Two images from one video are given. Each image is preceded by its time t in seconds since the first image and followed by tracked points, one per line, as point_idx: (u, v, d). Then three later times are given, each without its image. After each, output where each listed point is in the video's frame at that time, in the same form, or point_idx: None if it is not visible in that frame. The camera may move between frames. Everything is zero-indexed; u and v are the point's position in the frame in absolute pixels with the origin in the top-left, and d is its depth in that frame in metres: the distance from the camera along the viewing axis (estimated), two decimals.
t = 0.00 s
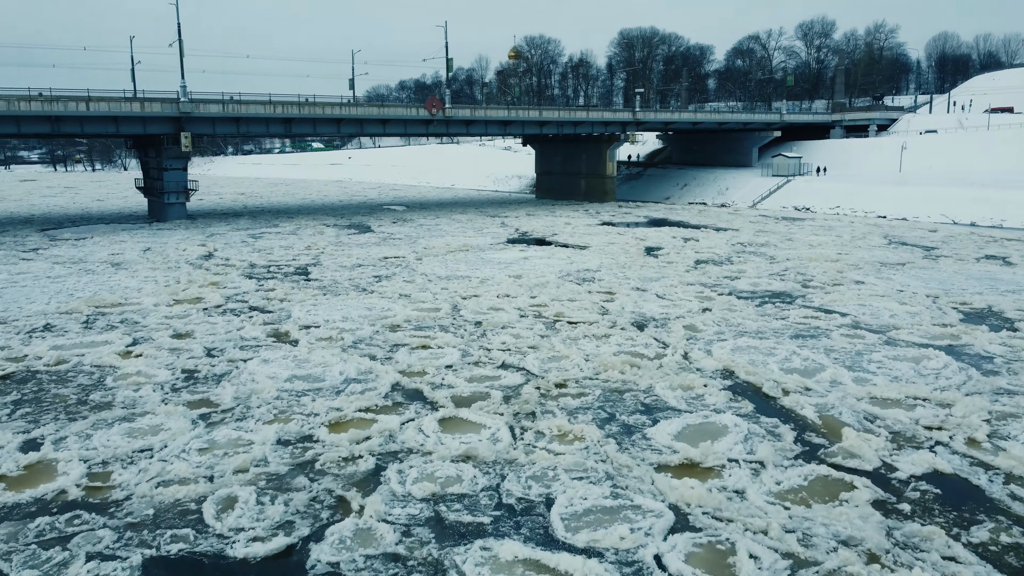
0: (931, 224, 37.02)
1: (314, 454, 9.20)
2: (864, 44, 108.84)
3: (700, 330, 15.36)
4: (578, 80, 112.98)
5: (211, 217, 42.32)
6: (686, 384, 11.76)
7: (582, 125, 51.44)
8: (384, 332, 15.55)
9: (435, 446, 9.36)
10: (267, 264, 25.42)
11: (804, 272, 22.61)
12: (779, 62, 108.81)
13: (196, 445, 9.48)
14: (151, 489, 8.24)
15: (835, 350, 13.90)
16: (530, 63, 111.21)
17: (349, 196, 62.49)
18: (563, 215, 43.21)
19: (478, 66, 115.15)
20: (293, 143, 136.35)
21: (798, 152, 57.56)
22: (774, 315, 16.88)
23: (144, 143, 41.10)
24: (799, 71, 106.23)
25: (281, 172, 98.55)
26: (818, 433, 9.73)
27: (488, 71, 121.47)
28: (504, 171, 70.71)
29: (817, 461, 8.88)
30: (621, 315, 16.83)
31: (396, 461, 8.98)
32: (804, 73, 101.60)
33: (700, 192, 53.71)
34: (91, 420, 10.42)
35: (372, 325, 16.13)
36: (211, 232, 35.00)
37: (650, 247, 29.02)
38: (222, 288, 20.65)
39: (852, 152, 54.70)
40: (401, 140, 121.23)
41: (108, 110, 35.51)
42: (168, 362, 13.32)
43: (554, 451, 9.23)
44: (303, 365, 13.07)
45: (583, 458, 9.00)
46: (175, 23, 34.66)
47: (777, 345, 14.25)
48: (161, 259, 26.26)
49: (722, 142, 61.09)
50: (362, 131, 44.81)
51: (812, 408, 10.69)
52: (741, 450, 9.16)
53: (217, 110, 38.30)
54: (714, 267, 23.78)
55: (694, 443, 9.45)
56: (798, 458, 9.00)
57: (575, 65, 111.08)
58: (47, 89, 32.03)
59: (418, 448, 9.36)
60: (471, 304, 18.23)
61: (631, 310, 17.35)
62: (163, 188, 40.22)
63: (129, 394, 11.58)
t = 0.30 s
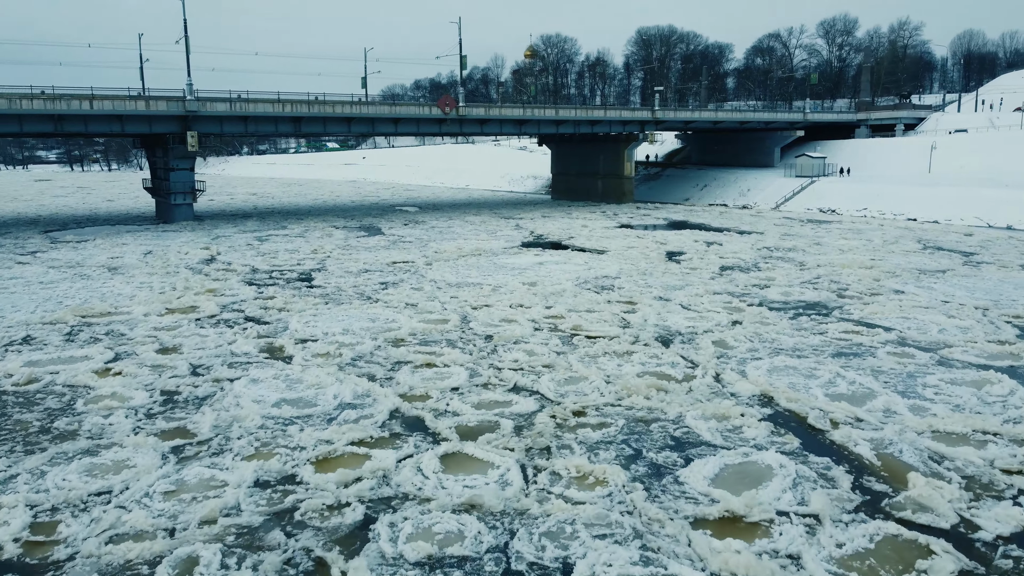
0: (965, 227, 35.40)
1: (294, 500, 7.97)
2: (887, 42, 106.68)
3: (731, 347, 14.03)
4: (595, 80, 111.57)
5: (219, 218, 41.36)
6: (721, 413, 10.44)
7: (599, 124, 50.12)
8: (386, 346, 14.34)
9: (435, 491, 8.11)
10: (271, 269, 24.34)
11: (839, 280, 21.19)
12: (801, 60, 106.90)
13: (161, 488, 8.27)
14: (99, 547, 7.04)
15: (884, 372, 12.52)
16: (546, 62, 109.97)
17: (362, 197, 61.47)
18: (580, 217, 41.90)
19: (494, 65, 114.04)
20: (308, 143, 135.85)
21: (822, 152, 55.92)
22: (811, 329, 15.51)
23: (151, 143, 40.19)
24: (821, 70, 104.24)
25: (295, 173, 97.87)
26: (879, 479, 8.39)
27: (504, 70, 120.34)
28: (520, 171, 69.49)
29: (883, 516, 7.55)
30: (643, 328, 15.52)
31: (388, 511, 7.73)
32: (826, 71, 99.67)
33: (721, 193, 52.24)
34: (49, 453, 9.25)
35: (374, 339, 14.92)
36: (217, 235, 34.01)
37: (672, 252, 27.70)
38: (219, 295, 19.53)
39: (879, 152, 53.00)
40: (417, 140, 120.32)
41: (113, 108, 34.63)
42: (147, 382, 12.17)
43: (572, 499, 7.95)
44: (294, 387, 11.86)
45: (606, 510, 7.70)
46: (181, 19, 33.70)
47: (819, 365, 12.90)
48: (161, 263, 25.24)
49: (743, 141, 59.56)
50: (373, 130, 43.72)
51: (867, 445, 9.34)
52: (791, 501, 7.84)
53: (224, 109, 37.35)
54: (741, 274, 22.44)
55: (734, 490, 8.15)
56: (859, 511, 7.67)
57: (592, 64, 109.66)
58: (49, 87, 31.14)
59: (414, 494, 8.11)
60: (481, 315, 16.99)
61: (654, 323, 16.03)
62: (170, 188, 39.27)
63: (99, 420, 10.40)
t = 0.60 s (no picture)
0: (1001, 230, 33.81)
1: (264, 562, 6.76)
2: (911, 39, 104.44)
3: (767, 367, 12.67)
4: (611, 78, 110.10)
5: (226, 219, 40.41)
6: (763, 451, 9.11)
7: (616, 122, 48.73)
8: (387, 364, 13.09)
9: (431, 553, 6.86)
10: (272, 274, 23.20)
11: (876, 289, 19.76)
12: (821, 58, 104.89)
13: (109, 544, 7.06)
14: None
15: (944, 398, 11.13)
16: (562, 60, 108.59)
17: (374, 197, 60.35)
18: (596, 219, 40.58)
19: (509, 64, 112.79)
20: (322, 143, 135.19)
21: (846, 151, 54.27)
22: (853, 346, 14.11)
23: (157, 142, 39.22)
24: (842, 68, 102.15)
25: (308, 172, 97.13)
26: (959, 541, 7.04)
27: (519, 69, 119.08)
28: (534, 171, 68.20)
29: None
30: (667, 345, 14.22)
31: None
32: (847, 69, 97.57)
33: (742, 194, 50.75)
34: None
35: (374, 355, 13.69)
36: (222, 237, 33.01)
37: (695, 257, 26.32)
38: (213, 304, 18.40)
39: (906, 151, 51.28)
40: (430, 139, 119.35)
41: (115, 106, 33.71)
42: (119, 405, 10.99)
43: (593, 565, 6.68)
44: (280, 413, 10.63)
45: None
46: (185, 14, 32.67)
47: (867, 389, 11.54)
48: (158, 268, 24.17)
49: (764, 141, 57.99)
50: (384, 129, 42.56)
51: (938, 493, 7.98)
52: (856, 570, 6.55)
53: (229, 107, 36.34)
54: (770, 282, 21.03)
55: (786, 553, 6.86)
56: None
57: (608, 63, 108.18)
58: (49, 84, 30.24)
59: (406, 555, 6.87)
60: (491, 327, 15.71)
61: (680, 339, 14.70)
62: (175, 189, 38.25)
63: (56, 453, 9.21)
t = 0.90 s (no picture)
0: None
1: None
2: (935, 37, 102.24)
3: (809, 391, 11.33)
4: (627, 77, 108.67)
5: (233, 220, 39.39)
6: (816, 499, 7.78)
7: (634, 121, 47.35)
8: (385, 384, 11.85)
9: None
10: (273, 279, 22.05)
11: (917, 299, 18.33)
12: (843, 56, 102.92)
13: None
14: None
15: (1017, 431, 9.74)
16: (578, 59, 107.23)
17: (386, 198, 59.23)
18: (613, 220, 39.25)
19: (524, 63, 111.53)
20: (337, 143, 134.44)
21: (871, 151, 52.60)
22: (902, 365, 12.72)
23: (163, 141, 38.26)
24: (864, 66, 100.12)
25: (321, 172, 96.35)
26: None
27: (534, 68, 117.81)
28: (549, 171, 66.91)
29: None
30: (695, 364, 12.88)
31: None
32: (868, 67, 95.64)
33: (763, 196, 49.24)
34: None
35: (373, 373, 12.43)
36: (226, 239, 31.97)
37: (719, 263, 24.96)
38: (206, 312, 17.24)
39: (934, 151, 49.56)
40: (445, 139, 118.35)
41: (118, 104, 32.73)
42: (83, 432, 9.84)
43: None
44: (260, 445, 9.41)
45: None
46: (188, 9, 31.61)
47: (926, 419, 10.17)
48: (154, 272, 23.07)
49: (785, 140, 56.46)
50: (395, 128, 41.38)
51: None
52: None
53: (235, 105, 35.29)
54: (801, 291, 19.63)
55: None
56: None
57: (625, 61, 106.69)
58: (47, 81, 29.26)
59: None
60: (501, 341, 14.46)
61: (709, 357, 13.37)
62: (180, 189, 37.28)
63: None
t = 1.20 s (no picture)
0: None
1: None
2: (961, 33, 99.91)
3: (861, 422, 9.96)
4: (645, 76, 107.25)
5: (240, 221, 38.37)
6: (890, 569, 6.45)
7: (653, 119, 45.89)
8: (382, 409, 10.60)
9: None
10: (274, 285, 20.91)
11: (966, 310, 16.84)
12: (866, 54, 100.90)
13: None
14: None
15: None
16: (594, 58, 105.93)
17: (399, 198, 58.11)
18: (632, 223, 37.89)
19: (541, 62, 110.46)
20: (353, 143, 133.87)
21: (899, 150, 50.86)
22: (964, 391, 11.28)
23: (170, 140, 37.32)
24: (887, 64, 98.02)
25: (336, 172, 95.63)
26: None
27: (551, 67, 116.60)
28: (566, 172, 65.58)
29: None
30: (729, 387, 11.52)
31: None
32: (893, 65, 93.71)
33: (787, 197, 47.69)
34: None
35: (370, 396, 11.20)
36: (231, 241, 30.94)
37: (745, 268, 23.58)
38: (197, 322, 16.09)
39: (964, 150, 47.76)
40: (460, 139, 117.43)
41: (121, 103, 31.80)
42: (36, 468, 8.66)
43: None
44: (232, 487, 8.18)
45: None
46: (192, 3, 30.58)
47: (1004, 461, 8.74)
48: (151, 277, 21.99)
49: (809, 139, 54.88)
50: (407, 126, 40.18)
51: None
52: None
53: (241, 103, 34.27)
54: (837, 300, 18.23)
55: None
56: None
57: (643, 60, 105.29)
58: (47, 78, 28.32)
59: None
60: (513, 358, 13.19)
61: (743, 378, 12.02)
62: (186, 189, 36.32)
63: None
